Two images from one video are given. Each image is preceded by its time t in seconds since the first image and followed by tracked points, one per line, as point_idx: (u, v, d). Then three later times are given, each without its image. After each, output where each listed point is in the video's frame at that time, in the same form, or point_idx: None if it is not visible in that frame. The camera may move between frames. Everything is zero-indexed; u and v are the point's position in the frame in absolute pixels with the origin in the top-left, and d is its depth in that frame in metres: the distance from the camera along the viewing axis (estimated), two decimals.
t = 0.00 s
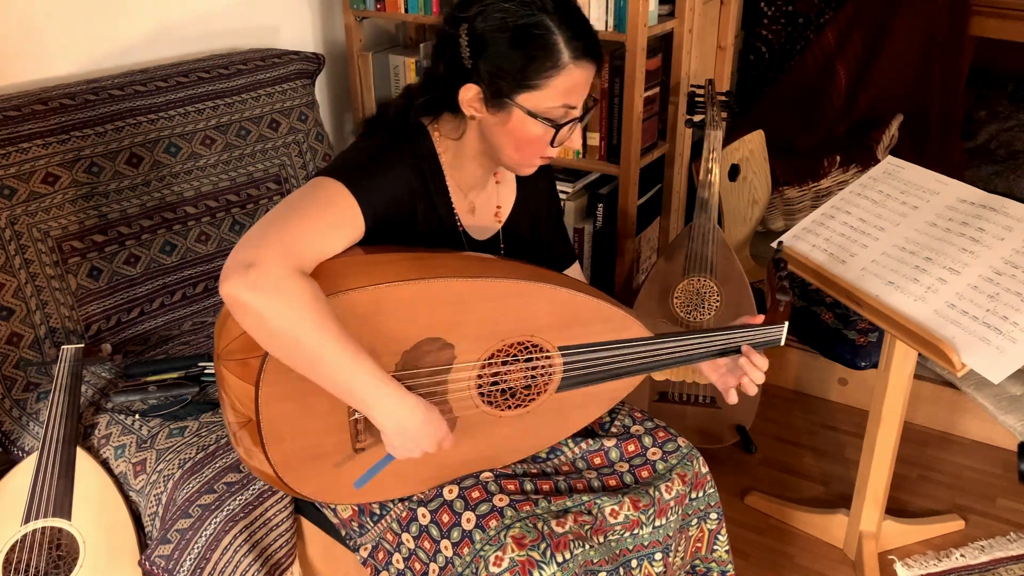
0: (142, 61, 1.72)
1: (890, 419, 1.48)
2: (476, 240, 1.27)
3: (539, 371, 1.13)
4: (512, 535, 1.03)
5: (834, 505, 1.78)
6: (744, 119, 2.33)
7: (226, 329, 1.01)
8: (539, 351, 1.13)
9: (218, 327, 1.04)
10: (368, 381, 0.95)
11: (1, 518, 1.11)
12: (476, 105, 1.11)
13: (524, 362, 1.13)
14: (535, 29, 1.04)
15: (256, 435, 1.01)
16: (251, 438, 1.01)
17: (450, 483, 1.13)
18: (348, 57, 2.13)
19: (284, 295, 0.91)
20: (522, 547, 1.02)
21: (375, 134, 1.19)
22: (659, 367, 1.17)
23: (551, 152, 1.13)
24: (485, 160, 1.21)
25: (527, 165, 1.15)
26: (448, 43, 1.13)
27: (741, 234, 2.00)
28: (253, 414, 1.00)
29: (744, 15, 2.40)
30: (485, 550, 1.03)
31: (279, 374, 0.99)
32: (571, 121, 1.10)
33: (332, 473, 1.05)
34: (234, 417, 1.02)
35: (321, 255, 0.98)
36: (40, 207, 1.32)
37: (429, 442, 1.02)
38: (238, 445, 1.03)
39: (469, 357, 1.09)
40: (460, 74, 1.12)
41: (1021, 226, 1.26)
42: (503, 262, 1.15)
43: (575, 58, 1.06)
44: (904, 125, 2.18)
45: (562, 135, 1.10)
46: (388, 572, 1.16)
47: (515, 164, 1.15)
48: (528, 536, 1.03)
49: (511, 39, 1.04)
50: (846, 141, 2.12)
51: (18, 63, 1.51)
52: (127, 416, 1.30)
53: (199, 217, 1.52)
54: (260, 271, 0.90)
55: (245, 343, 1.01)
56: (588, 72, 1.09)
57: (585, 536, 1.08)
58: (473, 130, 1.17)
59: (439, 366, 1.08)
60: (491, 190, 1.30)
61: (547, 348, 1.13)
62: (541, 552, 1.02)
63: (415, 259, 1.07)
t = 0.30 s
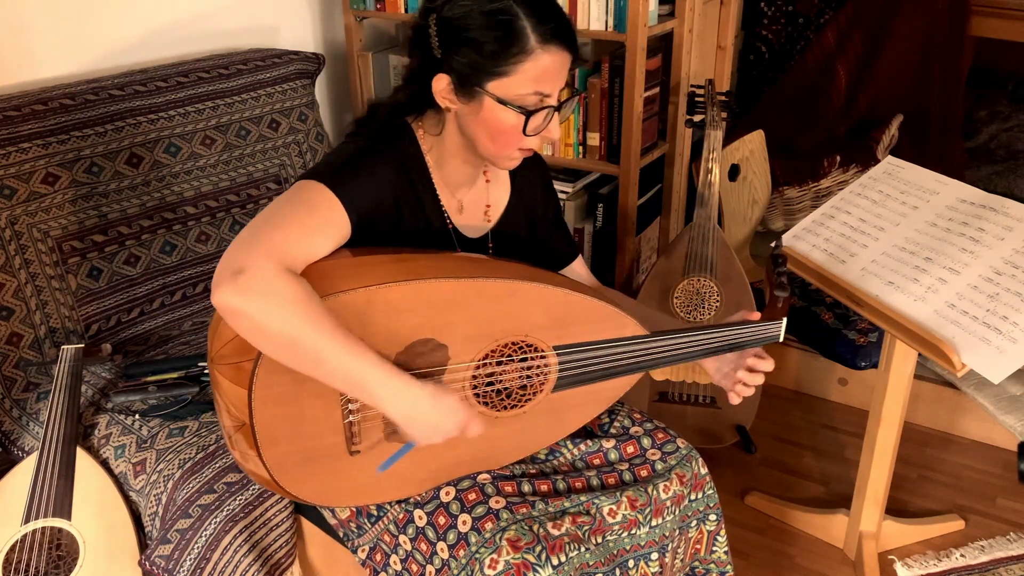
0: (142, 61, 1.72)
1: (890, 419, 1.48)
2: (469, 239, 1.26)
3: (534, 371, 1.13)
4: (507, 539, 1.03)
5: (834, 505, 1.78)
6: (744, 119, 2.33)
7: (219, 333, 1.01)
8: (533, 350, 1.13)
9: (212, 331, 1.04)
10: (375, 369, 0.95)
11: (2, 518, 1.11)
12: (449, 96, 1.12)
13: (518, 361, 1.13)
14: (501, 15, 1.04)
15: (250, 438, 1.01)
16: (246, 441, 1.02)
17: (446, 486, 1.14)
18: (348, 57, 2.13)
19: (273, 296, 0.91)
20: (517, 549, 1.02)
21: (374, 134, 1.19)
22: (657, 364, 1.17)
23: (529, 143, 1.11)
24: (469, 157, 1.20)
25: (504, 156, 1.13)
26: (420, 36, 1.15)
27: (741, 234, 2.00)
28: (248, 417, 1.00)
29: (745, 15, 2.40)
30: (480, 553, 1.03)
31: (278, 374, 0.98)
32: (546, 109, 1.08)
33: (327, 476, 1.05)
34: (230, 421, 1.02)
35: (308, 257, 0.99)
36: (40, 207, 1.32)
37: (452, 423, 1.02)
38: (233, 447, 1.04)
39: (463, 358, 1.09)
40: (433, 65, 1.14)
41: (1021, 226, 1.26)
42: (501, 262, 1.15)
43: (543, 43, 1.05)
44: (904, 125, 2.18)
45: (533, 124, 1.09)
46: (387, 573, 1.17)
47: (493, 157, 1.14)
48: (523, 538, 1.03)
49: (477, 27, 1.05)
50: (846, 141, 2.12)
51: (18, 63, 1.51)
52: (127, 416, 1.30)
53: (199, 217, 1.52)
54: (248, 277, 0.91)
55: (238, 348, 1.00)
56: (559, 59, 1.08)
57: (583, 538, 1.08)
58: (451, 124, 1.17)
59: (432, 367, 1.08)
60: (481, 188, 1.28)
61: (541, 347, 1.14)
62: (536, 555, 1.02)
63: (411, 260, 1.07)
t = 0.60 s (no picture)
0: (142, 61, 1.72)
1: (890, 419, 1.48)
2: (468, 240, 1.27)
3: (530, 369, 1.13)
4: (506, 538, 1.03)
5: (834, 505, 1.78)
6: (744, 119, 2.32)
7: (215, 335, 1.00)
8: (529, 349, 1.13)
9: (206, 335, 1.03)
10: (353, 382, 0.96)
11: (2, 518, 1.11)
12: (457, 90, 1.11)
13: (514, 361, 1.13)
14: (517, 12, 1.05)
15: (248, 440, 1.00)
16: (244, 442, 1.00)
17: (445, 486, 1.14)
18: (347, 57, 2.13)
19: (260, 298, 0.91)
20: (516, 549, 1.02)
21: (375, 134, 1.19)
22: (654, 362, 1.18)
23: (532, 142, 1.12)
24: (467, 156, 1.20)
25: (506, 156, 1.14)
26: (431, 28, 1.15)
27: (741, 234, 2.00)
28: (244, 420, 0.99)
29: (745, 15, 2.40)
30: (479, 553, 1.03)
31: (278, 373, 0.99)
32: (554, 108, 1.09)
33: (326, 476, 1.05)
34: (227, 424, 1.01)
35: (300, 259, 0.98)
36: (40, 207, 1.32)
37: (419, 436, 1.02)
38: (231, 449, 1.03)
39: (457, 358, 1.09)
40: (442, 57, 1.14)
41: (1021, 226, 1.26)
42: (499, 262, 1.16)
43: (557, 42, 1.06)
44: (905, 125, 2.18)
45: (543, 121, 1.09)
46: (386, 573, 1.17)
47: (494, 155, 1.14)
48: (522, 539, 1.03)
49: (492, 21, 1.05)
50: (846, 141, 2.12)
51: (18, 63, 1.52)
52: (127, 416, 1.30)
53: (199, 217, 1.52)
54: (238, 279, 0.91)
55: (235, 349, 0.99)
56: (571, 60, 1.09)
57: (583, 537, 1.08)
58: (454, 117, 1.16)
59: (426, 368, 1.08)
60: (478, 189, 1.28)
61: (536, 346, 1.14)
62: (535, 554, 1.02)
63: (410, 261, 1.07)
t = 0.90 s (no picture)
0: (142, 62, 1.72)
1: (890, 419, 1.48)
2: (470, 240, 1.27)
3: (535, 371, 1.13)
4: (506, 540, 1.03)
5: (834, 505, 1.78)
6: (744, 119, 2.32)
7: (220, 333, 1.01)
8: (534, 350, 1.13)
9: (212, 333, 1.04)
10: (369, 369, 0.96)
11: (2, 518, 1.11)
12: (469, 90, 1.11)
13: (519, 361, 1.13)
14: (525, 6, 1.06)
15: (251, 438, 1.00)
16: (247, 440, 1.01)
17: (446, 486, 1.13)
18: (348, 58, 2.13)
19: (274, 293, 0.91)
20: (516, 551, 1.02)
21: (374, 133, 1.19)
22: (657, 364, 1.18)
23: (545, 132, 1.13)
24: (478, 150, 1.20)
25: (519, 149, 1.15)
26: (435, 31, 1.16)
27: (741, 234, 2.00)
28: (248, 418, 1.00)
29: (745, 15, 2.40)
30: (479, 554, 1.03)
31: (278, 373, 0.99)
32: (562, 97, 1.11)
33: (327, 475, 1.05)
34: (230, 421, 1.02)
35: (309, 257, 0.99)
36: (40, 207, 1.32)
37: (438, 425, 1.02)
38: (233, 447, 1.03)
39: (464, 359, 1.09)
40: (451, 60, 1.14)
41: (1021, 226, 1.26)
42: (500, 262, 1.15)
43: (564, 32, 1.07)
44: (904, 125, 2.18)
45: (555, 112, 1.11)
46: (386, 573, 1.17)
47: (507, 149, 1.15)
48: (522, 540, 1.03)
49: (499, 18, 1.07)
50: (846, 141, 2.12)
51: (18, 63, 1.52)
52: (127, 416, 1.30)
53: (199, 217, 1.52)
54: (249, 276, 0.91)
55: (238, 348, 1.00)
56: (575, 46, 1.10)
57: (584, 538, 1.08)
58: (463, 117, 1.16)
59: (432, 368, 1.08)
60: (483, 185, 1.30)
61: (541, 347, 1.14)
62: (535, 556, 1.02)
63: (411, 260, 1.07)
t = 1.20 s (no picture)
0: (142, 62, 1.72)
1: (890, 419, 1.48)
2: (470, 240, 1.27)
3: (535, 370, 1.14)
4: (506, 540, 1.03)
5: (834, 505, 1.78)
6: (744, 119, 2.32)
7: (220, 333, 1.01)
8: (534, 350, 1.13)
9: (212, 332, 1.04)
10: (371, 365, 0.96)
11: (2, 518, 1.11)
12: (472, 90, 1.10)
13: (519, 361, 1.13)
14: (521, 2, 1.06)
15: (251, 438, 1.01)
16: (247, 440, 1.01)
17: (446, 486, 1.13)
18: (348, 58, 2.13)
19: (272, 293, 0.91)
20: (516, 551, 1.02)
21: (374, 134, 1.19)
22: (658, 365, 1.18)
23: (548, 126, 1.14)
24: (479, 149, 1.20)
25: (524, 146, 1.15)
26: (432, 33, 1.15)
27: (741, 234, 2.00)
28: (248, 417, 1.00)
29: (745, 16, 2.40)
30: (479, 554, 1.03)
31: (277, 373, 0.99)
32: (564, 90, 1.11)
33: (326, 475, 1.05)
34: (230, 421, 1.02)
35: (307, 257, 0.99)
36: (40, 207, 1.32)
37: (443, 417, 1.02)
38: (234, 447, 1.03)
39: (464, 359, 1.09)
40: (452, 62, 1.14)
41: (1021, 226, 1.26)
42: (501, 262, 1.15)
43: (561, 27, 1.08)
44: (904, 125, 2.18)
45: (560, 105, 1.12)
46: (386, 573, 1.17)
47: (510, 147, 1.15)
48: (522, 540, 1.03)
49: (497, 17, 1.07)
50: (846, 141, 2.12)
51: (18, 63, 1.52)
52: (127, 416, 1.30)
53: (199, 217, 1.52)
54: (246, 275, 0.91)
55: (239, 348, 1.00)
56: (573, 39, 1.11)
57: (584, 539, 1.08)
58: (464, 118, 1.16)
59: (432, 368, 1.08)
60: (483, 186, 1.30)
61: (541, 347, 1.14)
62: (535, 556, 1.02)
63: (410, 260, 1.07)
